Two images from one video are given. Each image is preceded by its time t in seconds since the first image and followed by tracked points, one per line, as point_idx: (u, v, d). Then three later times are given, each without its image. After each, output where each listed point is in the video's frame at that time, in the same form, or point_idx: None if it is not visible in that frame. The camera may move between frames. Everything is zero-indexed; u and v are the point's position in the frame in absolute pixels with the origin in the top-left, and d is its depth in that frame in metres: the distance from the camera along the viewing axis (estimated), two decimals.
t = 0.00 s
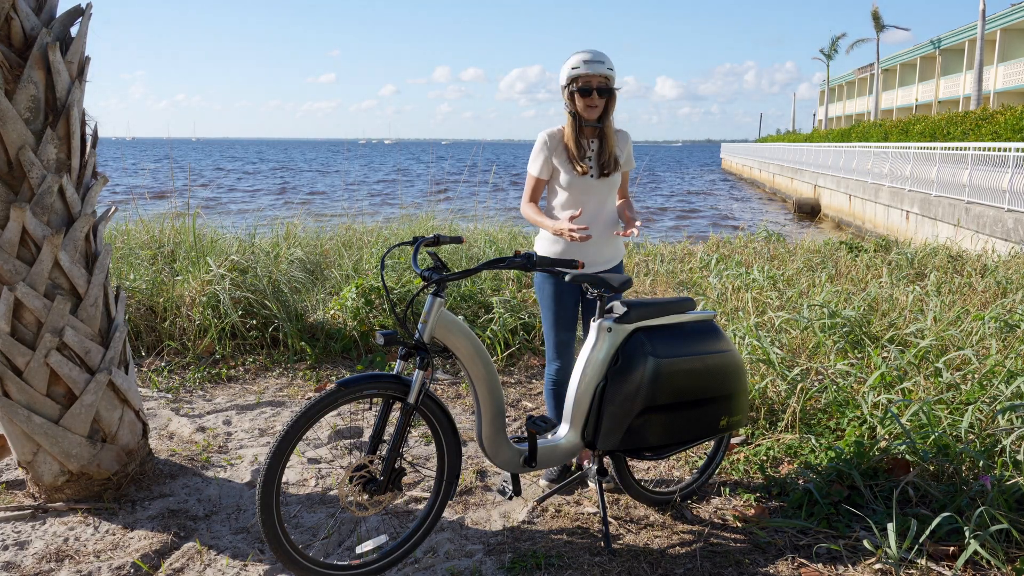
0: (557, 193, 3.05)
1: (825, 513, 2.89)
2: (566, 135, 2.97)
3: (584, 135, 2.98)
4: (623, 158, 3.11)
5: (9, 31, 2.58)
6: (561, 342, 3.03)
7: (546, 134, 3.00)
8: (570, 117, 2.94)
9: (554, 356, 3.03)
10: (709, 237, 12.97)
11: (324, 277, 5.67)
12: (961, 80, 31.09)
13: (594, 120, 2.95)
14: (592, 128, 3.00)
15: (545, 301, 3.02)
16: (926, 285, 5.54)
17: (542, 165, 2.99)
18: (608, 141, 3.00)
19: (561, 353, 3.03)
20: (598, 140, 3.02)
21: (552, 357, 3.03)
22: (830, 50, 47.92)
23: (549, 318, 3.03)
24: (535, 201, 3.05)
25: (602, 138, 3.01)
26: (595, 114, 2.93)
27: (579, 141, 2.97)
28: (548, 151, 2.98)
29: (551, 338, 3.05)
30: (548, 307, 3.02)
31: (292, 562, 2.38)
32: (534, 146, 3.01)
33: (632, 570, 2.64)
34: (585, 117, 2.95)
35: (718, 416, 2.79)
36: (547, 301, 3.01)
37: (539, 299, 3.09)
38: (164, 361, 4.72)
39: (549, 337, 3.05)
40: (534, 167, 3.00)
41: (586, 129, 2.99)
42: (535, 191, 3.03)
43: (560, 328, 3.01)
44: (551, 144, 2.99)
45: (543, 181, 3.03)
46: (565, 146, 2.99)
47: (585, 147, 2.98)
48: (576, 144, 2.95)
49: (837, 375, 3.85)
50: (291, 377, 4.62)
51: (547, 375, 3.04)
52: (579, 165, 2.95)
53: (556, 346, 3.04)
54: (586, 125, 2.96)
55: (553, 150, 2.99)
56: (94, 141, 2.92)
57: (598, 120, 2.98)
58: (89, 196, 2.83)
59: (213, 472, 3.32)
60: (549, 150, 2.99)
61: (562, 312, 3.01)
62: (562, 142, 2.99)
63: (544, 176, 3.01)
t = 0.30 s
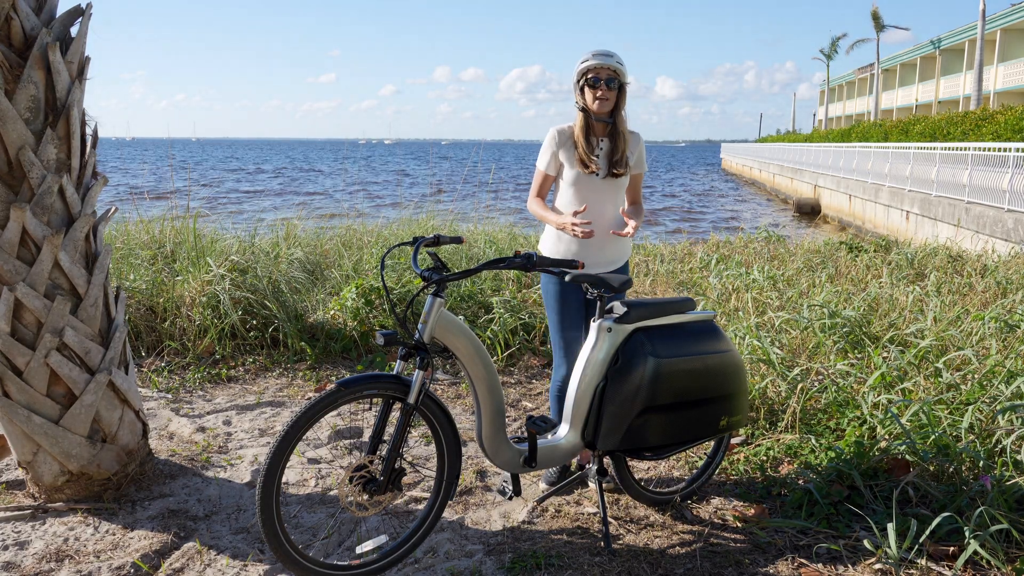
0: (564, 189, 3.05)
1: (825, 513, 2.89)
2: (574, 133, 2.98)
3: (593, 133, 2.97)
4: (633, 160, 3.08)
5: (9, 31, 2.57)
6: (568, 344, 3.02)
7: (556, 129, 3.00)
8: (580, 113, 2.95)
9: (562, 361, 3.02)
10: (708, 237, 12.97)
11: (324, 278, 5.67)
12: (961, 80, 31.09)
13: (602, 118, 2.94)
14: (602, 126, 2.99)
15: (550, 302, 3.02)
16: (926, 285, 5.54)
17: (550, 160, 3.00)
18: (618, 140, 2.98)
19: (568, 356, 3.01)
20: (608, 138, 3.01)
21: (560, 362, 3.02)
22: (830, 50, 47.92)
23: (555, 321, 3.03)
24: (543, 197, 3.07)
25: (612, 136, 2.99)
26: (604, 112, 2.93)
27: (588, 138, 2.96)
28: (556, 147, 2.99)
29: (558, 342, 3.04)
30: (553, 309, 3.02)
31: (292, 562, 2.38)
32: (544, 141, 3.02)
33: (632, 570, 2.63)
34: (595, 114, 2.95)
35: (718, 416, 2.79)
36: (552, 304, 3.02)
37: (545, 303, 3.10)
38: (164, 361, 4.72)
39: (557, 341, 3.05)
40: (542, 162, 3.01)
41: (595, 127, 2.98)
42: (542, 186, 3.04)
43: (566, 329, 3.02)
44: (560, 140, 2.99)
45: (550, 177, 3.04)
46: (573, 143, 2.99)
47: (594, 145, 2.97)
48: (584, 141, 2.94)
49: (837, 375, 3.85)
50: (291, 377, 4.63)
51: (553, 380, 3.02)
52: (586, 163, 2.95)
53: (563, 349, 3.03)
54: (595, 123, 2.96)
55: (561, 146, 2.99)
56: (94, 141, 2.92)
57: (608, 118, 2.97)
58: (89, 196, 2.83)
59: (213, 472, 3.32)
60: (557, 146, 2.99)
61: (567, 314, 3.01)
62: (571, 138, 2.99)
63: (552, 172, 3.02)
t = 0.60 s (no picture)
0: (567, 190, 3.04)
1: (825, 513, 2.89)
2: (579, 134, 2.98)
3: (598, 134, 2.98)
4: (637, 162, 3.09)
5: (9, 31, 2.58)
6: (563, 347, 3.00)
7: (560, 130, 2.99)
8: (584, 114, 2.96)
9: (555, 363, 3.01)
10: (708, 237, 12.97)
11: (324, 278, 5.67)
12: (961, 80, 31.10)
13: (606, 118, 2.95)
14: (606, 127, 2.99)
15: (550, 302, 3.01)
16: (926, 285, 5.54)
17: (554, 160, 2.99)
18: (621, 141, 2.99)
19: (562, 360, 3.00)
20: (612, 139, 3.01)
21: (552, 364, 3.00)
22: (830, 50, 47.93)
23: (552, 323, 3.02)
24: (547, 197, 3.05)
25: (616, 138, 3.00)
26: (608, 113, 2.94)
27: (593, 139, 2.97)
28: (560, 147, 2.98)
29: (553, 345, 3.03)
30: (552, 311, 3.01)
31: (292, 562, 2.38)
32: (548, 142, 3.01)
33: (632, 570, 2.64)
34: (599, 115, 2.97)
35: (718, 416, 2.79)
36: (552, 305, 3.01)
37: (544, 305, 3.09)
38: (164, 361, 4.72)
39: (552, 344, 3.03)
40: (546, 162, 2.99)
41: (599, 128, 2.99)
42: (546, 186, 3.03)
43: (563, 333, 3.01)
44: (564, 140, 2.98)
45: (554, 177, 3.03)
46: (578, 144, 2.99)
47: (598, 146, 2.98)
48: (589, 142, 2.95)
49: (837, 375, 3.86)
50: (291, 377, 4.63)
51: (543, 382, 2.99)
52: (591, 164, 2.94)
53: (557, 352, 3.01)
54: (600, 122, 2.96)
55: (566, 147, 2.98)
56: (94, 141, 2.92)
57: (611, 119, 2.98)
58: (89, 196, 2.83)
59: (213, 472, 3.32)
60: (561, 146, 2.98)
61: (566, 316, 3.00)
62: (576, 139, 2.99)
63: (556, 173, 3.01)
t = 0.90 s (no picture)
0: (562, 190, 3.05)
1: (825, 513, 2.89)
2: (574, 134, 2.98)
3: (593, 135, 2.98)
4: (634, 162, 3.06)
5: (9, 31, 2.58)
6: (548, 349, 2.97)
7: (555, 130, 3.00)
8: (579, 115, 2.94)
9: (538, 364, 2.97)
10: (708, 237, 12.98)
11: (324, 277, 5.67)
12: (961, 80, 31.10)
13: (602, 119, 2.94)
14: (602, 127, 2.98)
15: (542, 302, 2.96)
16: (926, 285, 5.54)
17: (548, 160, 3.00)
18: (617, 141, 2.99)
19: (544, 362, 2.96)
20: (608, 139, 3.01)
21: (535, 365, 2.97)
22: (830, 50, 47.94)
23: (542, 324, 2.98)
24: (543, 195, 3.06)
25: (612, 138, 3.00)
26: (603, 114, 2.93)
27: (588, 140, 2.96)
28: (555, 147, 2.99)
29: (537, 346, 2.99)
30: (543, 311, 2.96)
31: (292, 562, 2.38)
32: (542, 142, 3.03)
33: (632, 570, 2.64)
34: (595, 116, 2.95)
35: (718, 416, 2.79)
36: (544, 305, 2.96)
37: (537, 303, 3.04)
38: (164, 361, 4.72)
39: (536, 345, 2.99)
40: (541, 162, 3.01)
41: (595, 129, 2.99)
42: (541, 186, 3.04)
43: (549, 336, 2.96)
44: (559, 140, 2.99)
45: (549, 177, 3.04)
46: (573, 144, 2.99)
47: (594, 146, 2.98)
48: (585, 143, 2.94)
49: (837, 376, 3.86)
50: (291, 377, 4.62)
51: (525, 382, 2.95)
52: (585, 164, 2.95)
53: (542, 353, 2.97)
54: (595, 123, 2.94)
55: (560, 147, 2.99)
56: (94, 141, 2.92)
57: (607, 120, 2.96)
58: (89, 196, 2.83)
59: (213, 472, 3.32)
60: (555, 146, 2.99)
61: (556, 317, 2.95)
62: (570, 140, 3.00)
63: (551, 172, 3.02)
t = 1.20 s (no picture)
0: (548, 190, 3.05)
1: (825, 513, 2.89)
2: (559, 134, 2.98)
3: (578, 133, 2.97)
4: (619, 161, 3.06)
5: (9, 31, 2.57)
6: (538, 348, 2.97)
7: (540, 131, 3.00)
8: (563, 114, 2.94)
9: (528, 363, 2.97)
10: (708, 237, 12.97)
11: (324, 278, 5.67)
12: (961, 80, 31.10)
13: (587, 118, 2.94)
14: (587, 125, 2.98)
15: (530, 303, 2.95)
16: (926, 285, 5.54)
17: (533, 161, 3.00)
18: (602, 139, 2.98)
19: (534, 361, 2.96)
20: (593, 138, 3.00)
21: (525, 364, 2.97)
22: (830, 49, 47.93)
23: (530, 323, 2.97)
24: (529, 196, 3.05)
25: (597, 137, 2.99)
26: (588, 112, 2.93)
27: (574, 139, 2.96)
28: (540, 148, 2.99)
29: (526, 344, 2.99)
30: (530, 309, 2.96)
31: (292, 562, 2.38)
32: (527, 143, 3.02)
33: (632, 570, 2.63)
34: (579, 115, 2.95)
35: (718, 416, 2.79)
36: (530, 304, 2.95)
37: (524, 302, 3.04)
38: (164, 361, 4.72)
39: (525, 343, 3.00)
40: (526, 163, 3.00)
41: (580, 128, 2.98)
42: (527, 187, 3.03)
43: (539, 334, 2.96)
44: (544, 141, 2.99)
45: (534, 179, 3.04)
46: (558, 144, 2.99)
47: (580, 145, 2.97)
48: (570, 142, 2.94)
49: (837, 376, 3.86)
50: (291, 377, 4.63)
51: (517, 383, 2.97)
52: (571, 164, 2.94)
53: (532, 352, 2.97)
54: (580, 122, 2.95)
55: (545, 147, 2.98)
56: (94, 141, 2.92)
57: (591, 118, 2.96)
58: (89, 196, 2.83)
59: (213, 472, 3.32)
60: (540, 147, 2.99)
61: (544, 315, 2.95)
62: (556, 140, 2.99)
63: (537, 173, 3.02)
